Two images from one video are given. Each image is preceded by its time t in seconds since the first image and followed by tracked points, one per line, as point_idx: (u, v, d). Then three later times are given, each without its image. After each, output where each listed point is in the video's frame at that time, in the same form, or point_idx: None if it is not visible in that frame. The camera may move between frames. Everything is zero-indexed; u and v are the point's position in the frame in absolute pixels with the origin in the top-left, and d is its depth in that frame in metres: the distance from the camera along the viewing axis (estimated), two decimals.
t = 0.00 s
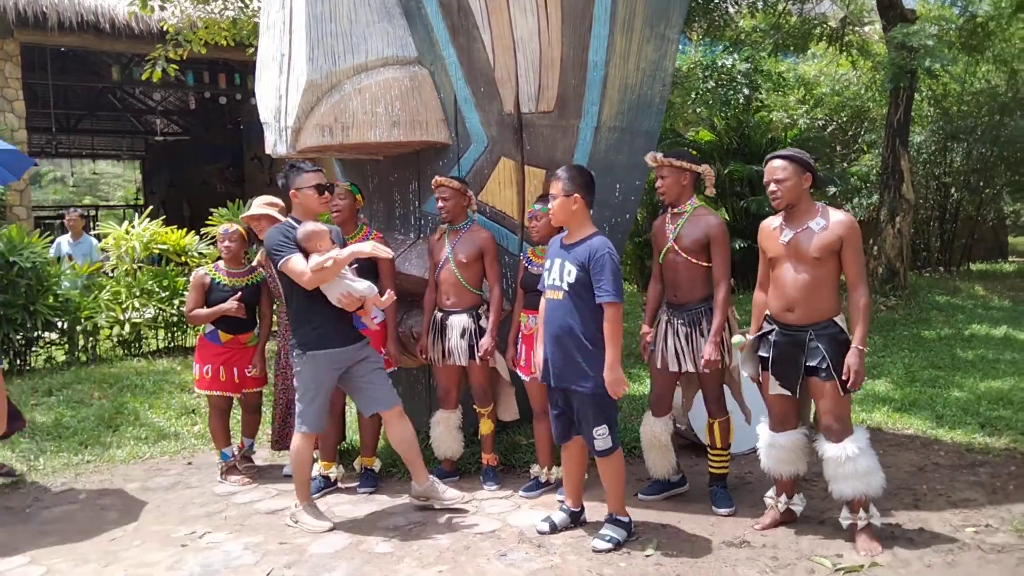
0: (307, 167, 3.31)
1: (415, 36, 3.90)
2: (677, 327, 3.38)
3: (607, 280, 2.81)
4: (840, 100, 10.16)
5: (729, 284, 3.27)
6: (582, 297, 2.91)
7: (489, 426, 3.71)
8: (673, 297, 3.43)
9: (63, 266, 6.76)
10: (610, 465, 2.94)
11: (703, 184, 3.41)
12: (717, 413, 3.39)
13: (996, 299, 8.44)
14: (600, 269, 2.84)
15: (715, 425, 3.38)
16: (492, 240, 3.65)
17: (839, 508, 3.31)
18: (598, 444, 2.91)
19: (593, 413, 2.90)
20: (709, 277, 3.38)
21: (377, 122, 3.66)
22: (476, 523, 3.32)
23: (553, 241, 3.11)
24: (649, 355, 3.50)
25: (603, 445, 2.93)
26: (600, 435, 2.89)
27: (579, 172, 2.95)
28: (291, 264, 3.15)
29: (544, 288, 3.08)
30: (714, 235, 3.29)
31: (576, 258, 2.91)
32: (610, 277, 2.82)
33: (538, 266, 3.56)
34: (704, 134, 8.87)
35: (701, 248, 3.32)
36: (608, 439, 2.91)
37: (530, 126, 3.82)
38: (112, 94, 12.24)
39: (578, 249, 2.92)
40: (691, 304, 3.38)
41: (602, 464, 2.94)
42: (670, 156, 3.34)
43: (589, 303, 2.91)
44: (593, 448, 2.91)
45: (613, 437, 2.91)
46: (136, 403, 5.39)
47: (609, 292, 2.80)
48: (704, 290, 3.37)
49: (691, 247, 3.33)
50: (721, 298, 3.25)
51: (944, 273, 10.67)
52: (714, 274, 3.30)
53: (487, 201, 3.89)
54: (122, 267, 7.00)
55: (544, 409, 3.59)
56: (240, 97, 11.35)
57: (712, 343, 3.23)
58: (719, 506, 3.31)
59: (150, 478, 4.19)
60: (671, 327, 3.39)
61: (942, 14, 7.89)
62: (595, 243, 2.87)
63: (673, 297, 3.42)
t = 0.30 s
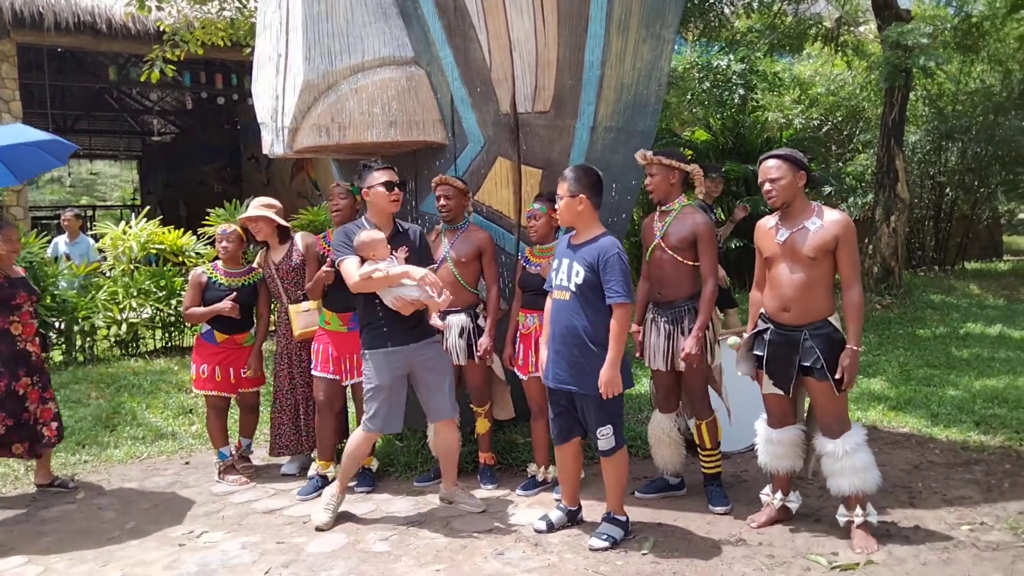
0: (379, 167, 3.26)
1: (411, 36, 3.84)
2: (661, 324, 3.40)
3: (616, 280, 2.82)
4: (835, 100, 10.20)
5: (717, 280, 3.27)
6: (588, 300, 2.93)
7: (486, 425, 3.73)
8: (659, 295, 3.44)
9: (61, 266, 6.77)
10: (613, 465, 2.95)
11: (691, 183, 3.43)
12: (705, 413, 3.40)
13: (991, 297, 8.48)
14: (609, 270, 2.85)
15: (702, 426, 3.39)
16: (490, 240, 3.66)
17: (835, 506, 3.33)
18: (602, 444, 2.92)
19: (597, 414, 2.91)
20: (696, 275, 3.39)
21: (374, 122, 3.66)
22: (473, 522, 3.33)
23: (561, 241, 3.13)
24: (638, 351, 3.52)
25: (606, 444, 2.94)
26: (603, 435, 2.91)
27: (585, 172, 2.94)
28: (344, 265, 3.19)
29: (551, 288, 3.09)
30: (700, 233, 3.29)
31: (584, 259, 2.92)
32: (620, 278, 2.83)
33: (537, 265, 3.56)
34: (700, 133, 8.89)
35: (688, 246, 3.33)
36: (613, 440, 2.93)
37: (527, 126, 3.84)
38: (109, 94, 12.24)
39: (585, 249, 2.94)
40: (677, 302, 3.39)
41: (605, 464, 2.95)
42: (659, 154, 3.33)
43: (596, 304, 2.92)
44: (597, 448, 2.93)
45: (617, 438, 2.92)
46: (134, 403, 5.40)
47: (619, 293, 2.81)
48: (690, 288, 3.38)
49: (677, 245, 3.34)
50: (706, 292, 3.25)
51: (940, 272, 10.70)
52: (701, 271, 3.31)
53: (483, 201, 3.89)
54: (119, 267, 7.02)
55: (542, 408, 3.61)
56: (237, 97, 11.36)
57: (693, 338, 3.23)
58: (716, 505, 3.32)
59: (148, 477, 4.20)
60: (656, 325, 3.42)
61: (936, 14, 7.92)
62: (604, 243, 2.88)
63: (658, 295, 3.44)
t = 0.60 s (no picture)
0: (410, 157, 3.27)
1: (408, 35, 3.81)
2: (656, 322, 3.42)
3: (612, 279, 2.83)
4: (831, 99, 10.24)
5: (713, 278, 3.28)
6: (585, 300, 2.94)
7: (483, 424, 3.74)
8: (653, 294, 3.46)
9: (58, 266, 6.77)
10: (612, 463, 2.97)
11: (680, 184, 3.44)
12: (693, 414, 3.38)
13: (986, 296, 8.51)
14: (604, 269, 2.86)
15: (693, 428, 3.38)
16: (486, 239, 3.65)
17: (831, 504, 3.34)
18: (601, 443, 2.94)
19: (596, 414, 2.93)
20: (692, 274, 3.41)
21: (370, 121, 3.65)
22: (471, 521, 3.34)
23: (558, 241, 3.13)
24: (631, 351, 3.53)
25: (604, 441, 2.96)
26: (603, 434, 2.93)
27: (580, 172, 2.95)
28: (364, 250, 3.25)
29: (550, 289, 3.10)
30: (694, 233, 3.31)
31: (580, 259, 2.93)
32: (616, 277, 2.84)
33: (536, 264, 3.56)
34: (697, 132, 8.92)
35: (682, 245, 3.34)
36: (612, 438, 2.95)
37: (523, 125, 3.85)
38: (106, 94, 12.23)
39: (581, 249, 2.94)
40: (672, 300, 3.41)
41: (604, 461, 2.97)
42: (650, 154, 3.34)
43: (593, 304, 2.93)
44: (597, 446, 2.94)
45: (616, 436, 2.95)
46: (131, 402, 5.40)
47: (615, 292, 2.82)
48: (685, 287, 3.41)
49: (672, 245, 3.35)
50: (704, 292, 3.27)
51: (935, 271, 10.73)
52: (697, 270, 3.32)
53: (480, 200, 3.88)
54: (116, 267, 7.02)
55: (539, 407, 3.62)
56: (234, 97, 11.38)
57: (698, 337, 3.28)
58: (711, 503, 3.33)
59: (145, 477, 4.20)
60: (650, 323, 3.44)
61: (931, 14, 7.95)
62: (598, 242, 2.89)
63: (654, 294, 3.46)
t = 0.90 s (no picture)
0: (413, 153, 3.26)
1: (405, 34, 3.84)
2: (662, 319, 3.39)
3: (603, 273, 2.85)
4: (829, 97, 10.26)
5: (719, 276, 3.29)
6: (575, 295, 2.93)
7: (480, 423, 3.74)
8: (659, 291, 3.44)
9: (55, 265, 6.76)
10: (601, 461, 2.96)
11: (686, 179, 3.45)
12: (701, 408, 3.41)
13: (984, 294, 8.52)
14: (593, 263, 2.87)
15: (699, 421, 3.39)
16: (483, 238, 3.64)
17: (829, 502, 3.34)
18: (591, 441, 2.92)
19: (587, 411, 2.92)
20: (697, 271, 3.41)
21: (367, 120, 3.65)
22: (469, 519, 3.34)
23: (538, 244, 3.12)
24: (634, 351, 3.52)
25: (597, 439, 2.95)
26: (593, 432, 2.91)
27: (565, 170, 2.96)
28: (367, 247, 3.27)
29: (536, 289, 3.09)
30: (701, 229, 3.31)
31: (568, 255, 2.94)
32: (606, 272, 2.85)
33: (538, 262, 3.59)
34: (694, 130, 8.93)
35: (688, 242, 3.34)
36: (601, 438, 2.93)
37: (521, 124, 3.84)
38: (103, 93, 12.22)
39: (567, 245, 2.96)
40: (678, 298, 3.40)
41: (594, 460, 2.96)
42: (655, 152, 3.35)
43: (582, 299, 2.93)
44: (585, 445, 2.92)
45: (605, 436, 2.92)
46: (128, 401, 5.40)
47: (605, 284, 2.84)
48: (691, 284, 3.40)
49: (678, 241, 3.35)
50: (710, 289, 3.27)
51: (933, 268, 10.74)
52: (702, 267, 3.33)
53: (477, 198, 3.89)
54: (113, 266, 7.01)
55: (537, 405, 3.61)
56: (231, 95, 11.37)
57: (709, 334, 3.27)
58: (710, 501, 3.34)
59: (143, 476, 4.20)
60: (656, 320, 3.41)
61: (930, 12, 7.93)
62: (584, 237, 2.91)
63: (659, 291, 3.44)
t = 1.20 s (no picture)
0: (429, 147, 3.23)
1: (404, 29, 3.79)
2: (662, 318, 3.39)
3: (606, 267, 2.85)
4: (829, 94, 10.24)
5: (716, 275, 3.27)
6: (577, 291, 2.93)
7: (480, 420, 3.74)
8: (660, 290, 3.44)
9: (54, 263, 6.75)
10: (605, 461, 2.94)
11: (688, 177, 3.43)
12: (705, 405, 3.40)
13: (983, 291, 8.51)
14: (596, 258, 2.87)
15: (701, 417, 3.38)
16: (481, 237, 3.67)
17: (829, 499, 3.34)
18: (601, 439, 2.87)
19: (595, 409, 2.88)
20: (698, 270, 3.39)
21: (366, 116, 3.69)
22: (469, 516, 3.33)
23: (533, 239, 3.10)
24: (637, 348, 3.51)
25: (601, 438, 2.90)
26: (603, 428, 2.87)
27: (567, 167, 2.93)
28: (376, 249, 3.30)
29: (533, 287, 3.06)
30: (702, 228, 3.30)
31: (569, 250, 2.93)
32: (608, 268, 2.86)
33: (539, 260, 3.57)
34: (694, 127, 8.92)
35: (689, 241, 3.33)
36: (609, 436, 2.89)
37: (520, 120, 3.83)
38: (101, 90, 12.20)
39: (567, 240, 2.95)
40: (676, 296, 3.39)
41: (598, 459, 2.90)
42: (655, 151, 3.34)
43: (583, 294, 2.93)
44: (596, 442, 2.88)
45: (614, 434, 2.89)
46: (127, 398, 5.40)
47: (607, 278, 2.85)
48: (691, 283, 3.39)
49: (679, 240, 3.34)
50: (704, 287, 3.26)
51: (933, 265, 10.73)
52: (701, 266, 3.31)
53: (476, 195, 3.87)
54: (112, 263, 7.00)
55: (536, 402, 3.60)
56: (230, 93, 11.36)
57: (696, 332, 3.23)
58: (710, 497, 3.33)
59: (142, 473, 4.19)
60: (658, 319, 3.41)
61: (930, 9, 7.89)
62: (586, 232, 2.91)
63: (661, 290, 3.43)
